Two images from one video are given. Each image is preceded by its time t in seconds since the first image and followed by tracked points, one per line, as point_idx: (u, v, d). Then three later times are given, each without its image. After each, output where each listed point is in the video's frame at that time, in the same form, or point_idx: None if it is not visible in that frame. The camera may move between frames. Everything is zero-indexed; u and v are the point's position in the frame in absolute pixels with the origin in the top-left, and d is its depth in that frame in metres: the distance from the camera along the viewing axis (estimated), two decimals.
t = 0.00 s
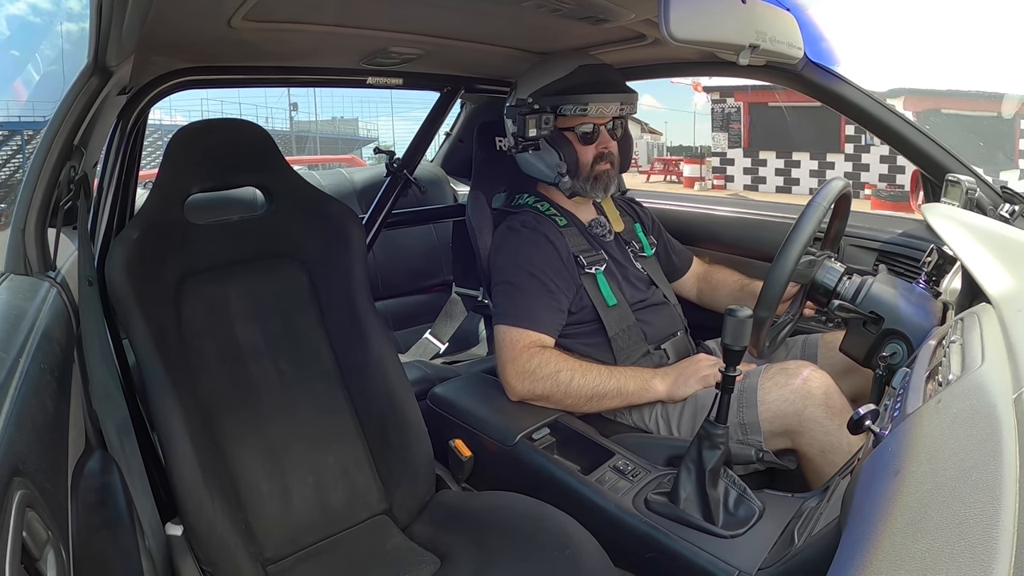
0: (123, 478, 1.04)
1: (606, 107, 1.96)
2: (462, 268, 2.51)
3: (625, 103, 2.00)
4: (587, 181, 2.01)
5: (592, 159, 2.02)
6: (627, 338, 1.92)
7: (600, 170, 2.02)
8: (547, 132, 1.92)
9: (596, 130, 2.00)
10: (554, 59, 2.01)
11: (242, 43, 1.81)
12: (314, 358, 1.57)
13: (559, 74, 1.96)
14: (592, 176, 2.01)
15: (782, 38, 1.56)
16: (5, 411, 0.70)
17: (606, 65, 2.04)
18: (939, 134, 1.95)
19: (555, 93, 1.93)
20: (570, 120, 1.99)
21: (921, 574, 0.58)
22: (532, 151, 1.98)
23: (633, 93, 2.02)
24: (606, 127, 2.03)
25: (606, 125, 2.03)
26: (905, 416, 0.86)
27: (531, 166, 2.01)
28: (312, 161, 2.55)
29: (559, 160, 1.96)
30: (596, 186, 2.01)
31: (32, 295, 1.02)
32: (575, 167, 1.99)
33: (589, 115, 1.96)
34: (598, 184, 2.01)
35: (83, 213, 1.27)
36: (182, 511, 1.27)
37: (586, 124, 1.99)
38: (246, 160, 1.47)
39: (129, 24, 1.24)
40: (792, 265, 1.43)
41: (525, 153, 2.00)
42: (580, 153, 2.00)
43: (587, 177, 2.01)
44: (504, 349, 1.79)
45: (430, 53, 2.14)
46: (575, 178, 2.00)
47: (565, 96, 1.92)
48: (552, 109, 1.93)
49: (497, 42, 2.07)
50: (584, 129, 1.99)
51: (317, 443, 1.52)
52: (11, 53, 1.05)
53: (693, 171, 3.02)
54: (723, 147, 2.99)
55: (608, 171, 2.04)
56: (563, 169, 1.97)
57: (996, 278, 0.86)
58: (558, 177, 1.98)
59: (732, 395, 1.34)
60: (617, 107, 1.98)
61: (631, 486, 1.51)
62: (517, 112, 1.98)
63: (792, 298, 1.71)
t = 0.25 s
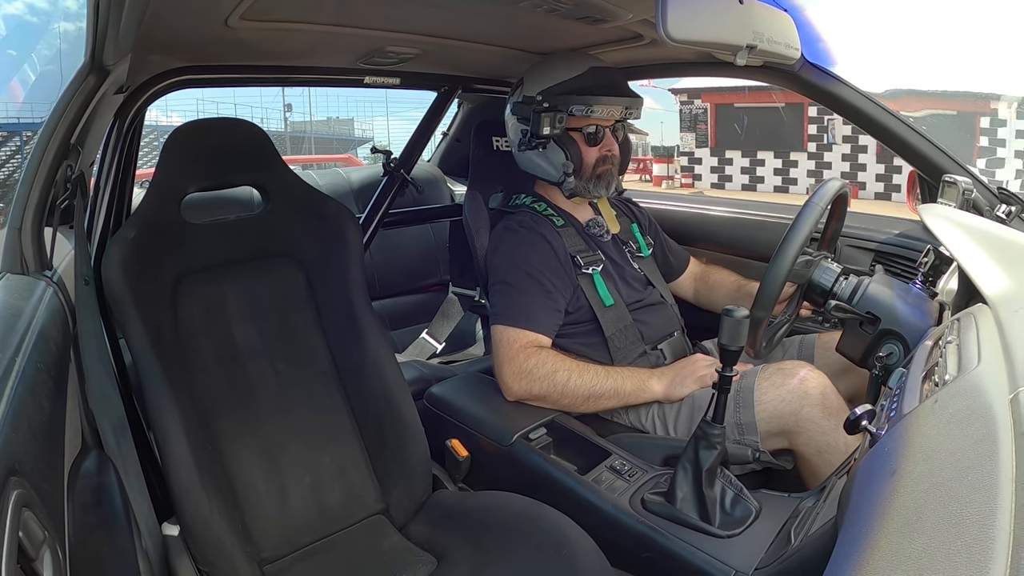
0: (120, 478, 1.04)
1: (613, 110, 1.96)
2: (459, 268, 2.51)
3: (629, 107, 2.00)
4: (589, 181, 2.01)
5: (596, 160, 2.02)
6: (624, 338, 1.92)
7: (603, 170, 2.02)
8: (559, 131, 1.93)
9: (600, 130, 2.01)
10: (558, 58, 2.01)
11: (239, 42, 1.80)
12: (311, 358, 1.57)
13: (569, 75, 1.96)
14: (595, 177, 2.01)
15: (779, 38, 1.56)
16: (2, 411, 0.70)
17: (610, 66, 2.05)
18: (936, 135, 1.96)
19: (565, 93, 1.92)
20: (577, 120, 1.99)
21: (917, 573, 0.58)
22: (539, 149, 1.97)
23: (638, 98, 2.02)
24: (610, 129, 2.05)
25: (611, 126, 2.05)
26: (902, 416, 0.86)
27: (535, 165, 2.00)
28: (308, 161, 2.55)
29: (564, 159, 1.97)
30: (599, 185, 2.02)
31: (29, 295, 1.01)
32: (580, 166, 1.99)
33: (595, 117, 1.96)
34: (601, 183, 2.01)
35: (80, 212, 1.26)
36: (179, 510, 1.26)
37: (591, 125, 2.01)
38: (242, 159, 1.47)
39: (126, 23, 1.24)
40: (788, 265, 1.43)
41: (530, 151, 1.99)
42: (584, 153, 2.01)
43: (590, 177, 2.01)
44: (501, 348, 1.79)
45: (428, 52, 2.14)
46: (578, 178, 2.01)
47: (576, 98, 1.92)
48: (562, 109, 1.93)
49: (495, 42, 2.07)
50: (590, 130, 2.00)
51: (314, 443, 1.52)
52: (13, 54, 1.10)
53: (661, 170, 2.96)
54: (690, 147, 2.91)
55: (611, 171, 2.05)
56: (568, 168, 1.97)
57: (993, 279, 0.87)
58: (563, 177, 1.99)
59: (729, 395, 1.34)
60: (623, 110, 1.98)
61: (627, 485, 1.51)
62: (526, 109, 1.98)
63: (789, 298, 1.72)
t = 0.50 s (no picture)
0: (118, 478, 1.03)
1: (611, 108, 1.96)
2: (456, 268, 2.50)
3: (629, 106, 2.00)
4: (588, 180, 2.00)
5: (595, 159, 2.01)
6: (622, 338, 1.92)
7: (602, 169, 2.01)
8: (559, 129, 1.94)
9: (599, 129, 2.01)
10: (558, 58, 2.02)
11: (236, 42, 1.80)
12: (308, 359, 1.57)
13: (569, 74, 1.97)
14: (594, 175, 2.00)
15: (776, 38, 1.56)
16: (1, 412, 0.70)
17: (608, 66, 2.05)
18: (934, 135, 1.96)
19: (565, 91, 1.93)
20: (577, 119, 2.00)
21: (915, 573, 0.58)
22: (538, 148, 1.97)
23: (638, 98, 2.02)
24: (610, 129, 2.05)
25: (610, 127, 2.05)
26: (899, 415, 0.86)
27: (534, 164, 2.00)
28: (305, 161, 2.54)
29: (563, 158, 1.96)
30: (596, 185, 2.00)
31: (26, 295, 1.01)
32: (579, 164, 1.99)
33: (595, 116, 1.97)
34: (599, 182, 2.00)
35: (78, 212, 1.26)
36: (176, 511, 1.25)
37: (590, 124, 2.00)
38: (238, 159, 1.46)
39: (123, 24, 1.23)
40: (786, 265, 1.43)
41: (530, 150, 1.99)
42: (583, 152, 2.00)
43: (589, 176, 2.00)
44: (499, 348, 1.79)
45: (425, 52, 2.13)
46: (578, 177, 1.99)
47: (575, 95, 1.92)
48: (563, 108, 1.94)
49: (492, 42, 2.07)
50: (589, 129, 2.00)
51: (312, 444, 1.52)
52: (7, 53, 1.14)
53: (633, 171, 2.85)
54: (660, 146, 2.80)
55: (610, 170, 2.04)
56: (568, 167, 1.96)
57: (990, 278, 0.87)
58: (562, 175, 1.98)
59: (726, 395, 1.34)
60: (622, 110, 1.98)
61: (625, 485, 1.51)
62: (526, 107, 1.99)
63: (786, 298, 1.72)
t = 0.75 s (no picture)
0: (115, 480, 1.03)
1: (608, 108, 1.96)
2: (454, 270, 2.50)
3: (626, 105, 2.00)
4: (585, 182, 2.00)
5: (592, 160, 2.02)
6: (620, 338, 1.92)
7: (597, 171, 2.02)
8: (554, 130, 1.94)
9: (596, 130, 2.02)
10: (556, 59, 2.02)
11: (235, 43, 1.80)
12: (306, 360, 1.57)
13: (564, 75, 1.97)
14: (590, 178, 2.01)
15: (774, 39, 1.56)
16: None
17: (605, 66, 2.05)
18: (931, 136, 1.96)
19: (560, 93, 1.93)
20: (572, 120, 2.00)
21: (913, 572, 0.58)
22: (535, 150, 1.97)
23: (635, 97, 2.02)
24: (607, 129, 2.05)
25: (608, 126, 2.05)
26: (897, 415, 0.87)
27: (532, 166, 2.01)
28: (303, 162, 2.54)
29: (560, 160, 1.96)
30: (593, 188, 2.00)
31: (24, 297, 1.01)
32: (576, 166, 1.99)
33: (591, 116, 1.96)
34: (596, 187, 2.00)
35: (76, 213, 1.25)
36: (174, 513, 1.25)
37: (587, 125, 2.01)
38: (235, 160, 1.46)
39: (121, 24, 1.23)
40: (785, 265, 1.43)
41: (527, 152, 1.99)
42: (581, 153, 2.01)
43: (586, 177, 2.00)
44: (496, 348, 1.79)
45: (423, 53, 2.13)
46: (575, 178, 1.99)
47: (569, 96, 1.92)
48: (557, 109, 1.93)
49: (490, 43, 2.07)
50: (586, 130, 2.01)
51: (310, 445, 1.52)
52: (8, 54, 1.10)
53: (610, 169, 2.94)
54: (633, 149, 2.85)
55: (606, 174, 2.04)
56: (564, 167, 1.97)
57: (988, 278, 0.87)
58: (559, 176, 1.98)
59: (725, 396, 1.34)
60: (619, 109, 1.98)
61: (624, 486, 1.51)
62: (521, 110, 1.99)
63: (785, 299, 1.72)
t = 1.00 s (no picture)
0: (112, 481, 1.03)
1: (601, 110, 1.96)
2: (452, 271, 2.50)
3: (621, 107, 1.99)
4: (579, 185, 2.00)
5: (587, 162, 2.02)
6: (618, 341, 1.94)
7: (592, 174, 2.02)
8: (544, 133, 1.93)
9: (591, 132, 2.01)
10: (552, 62, 2.03)
11: (233, 44, 1.80)
12: (304, 361, 1.57)
13: (557, 78, 1.98)
14: (585, 181, 2.01)
15: (772, 41, 1.57)
16: None
17: (602, 68, 2.06)
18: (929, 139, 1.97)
19: (552, 96, 1.94)
20: (565, 122, 1.99)
21: (910, 573, 0.58)
22: (527, 153, 1.98)
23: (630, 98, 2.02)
24: (601, 130, 2.04)
25: (602, 127, 2.04)
26: (895, 418, 0.87)
27: (526, 168, 2.01)
28: (301, 163, 2.54)
29: (553, 162, 1.97)
30: (588, 191, 2.00)
31: (21, 297, 1.01)
32: (570, 169, 1.99)
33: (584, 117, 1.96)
34: (591, 189, 2.00)
35: (73, 214, 1.25)
36: (171, 515, 1.25)
37: (581, 127, 2.00)
38: (233, 161, 1.46)
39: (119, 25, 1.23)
40: (783, 265, 1.43)
41: (520, 155, 2.00)
42: (574, 155, 2.01)
43: (581, 180, 2.01)
44: (489, 349, 1.81)
45: (421, 55, 2.14)
46: (570, 181, 2.00)
47: (559, 99, 1.93)
48: (548, 112, 1.94)
49: (488, 45, 2.07)
50: (579, 131, 1.99)
51: (307, 447, 1.51)
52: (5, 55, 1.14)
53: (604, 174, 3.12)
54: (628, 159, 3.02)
55: (601, 176, 2.04)
56: (558, 170, 1.97)
57: (985, 281, 0.88)
58: (553, 179, 1.98)
59: (723, 398, 1.35)
60: (612, 111, 1.97)
61: (621, 488, 1.51)
62: (514, 112, 1.99)
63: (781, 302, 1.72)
